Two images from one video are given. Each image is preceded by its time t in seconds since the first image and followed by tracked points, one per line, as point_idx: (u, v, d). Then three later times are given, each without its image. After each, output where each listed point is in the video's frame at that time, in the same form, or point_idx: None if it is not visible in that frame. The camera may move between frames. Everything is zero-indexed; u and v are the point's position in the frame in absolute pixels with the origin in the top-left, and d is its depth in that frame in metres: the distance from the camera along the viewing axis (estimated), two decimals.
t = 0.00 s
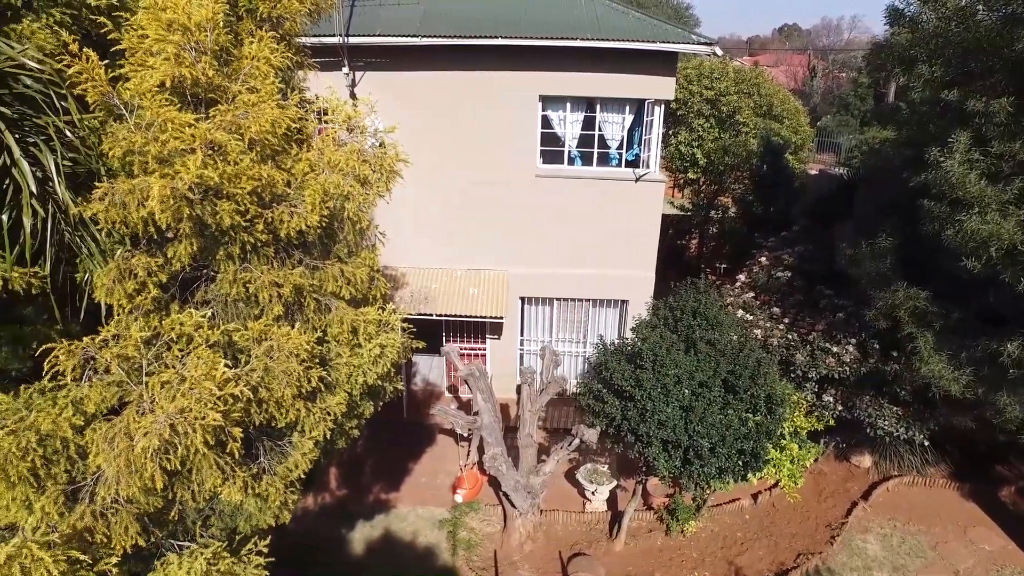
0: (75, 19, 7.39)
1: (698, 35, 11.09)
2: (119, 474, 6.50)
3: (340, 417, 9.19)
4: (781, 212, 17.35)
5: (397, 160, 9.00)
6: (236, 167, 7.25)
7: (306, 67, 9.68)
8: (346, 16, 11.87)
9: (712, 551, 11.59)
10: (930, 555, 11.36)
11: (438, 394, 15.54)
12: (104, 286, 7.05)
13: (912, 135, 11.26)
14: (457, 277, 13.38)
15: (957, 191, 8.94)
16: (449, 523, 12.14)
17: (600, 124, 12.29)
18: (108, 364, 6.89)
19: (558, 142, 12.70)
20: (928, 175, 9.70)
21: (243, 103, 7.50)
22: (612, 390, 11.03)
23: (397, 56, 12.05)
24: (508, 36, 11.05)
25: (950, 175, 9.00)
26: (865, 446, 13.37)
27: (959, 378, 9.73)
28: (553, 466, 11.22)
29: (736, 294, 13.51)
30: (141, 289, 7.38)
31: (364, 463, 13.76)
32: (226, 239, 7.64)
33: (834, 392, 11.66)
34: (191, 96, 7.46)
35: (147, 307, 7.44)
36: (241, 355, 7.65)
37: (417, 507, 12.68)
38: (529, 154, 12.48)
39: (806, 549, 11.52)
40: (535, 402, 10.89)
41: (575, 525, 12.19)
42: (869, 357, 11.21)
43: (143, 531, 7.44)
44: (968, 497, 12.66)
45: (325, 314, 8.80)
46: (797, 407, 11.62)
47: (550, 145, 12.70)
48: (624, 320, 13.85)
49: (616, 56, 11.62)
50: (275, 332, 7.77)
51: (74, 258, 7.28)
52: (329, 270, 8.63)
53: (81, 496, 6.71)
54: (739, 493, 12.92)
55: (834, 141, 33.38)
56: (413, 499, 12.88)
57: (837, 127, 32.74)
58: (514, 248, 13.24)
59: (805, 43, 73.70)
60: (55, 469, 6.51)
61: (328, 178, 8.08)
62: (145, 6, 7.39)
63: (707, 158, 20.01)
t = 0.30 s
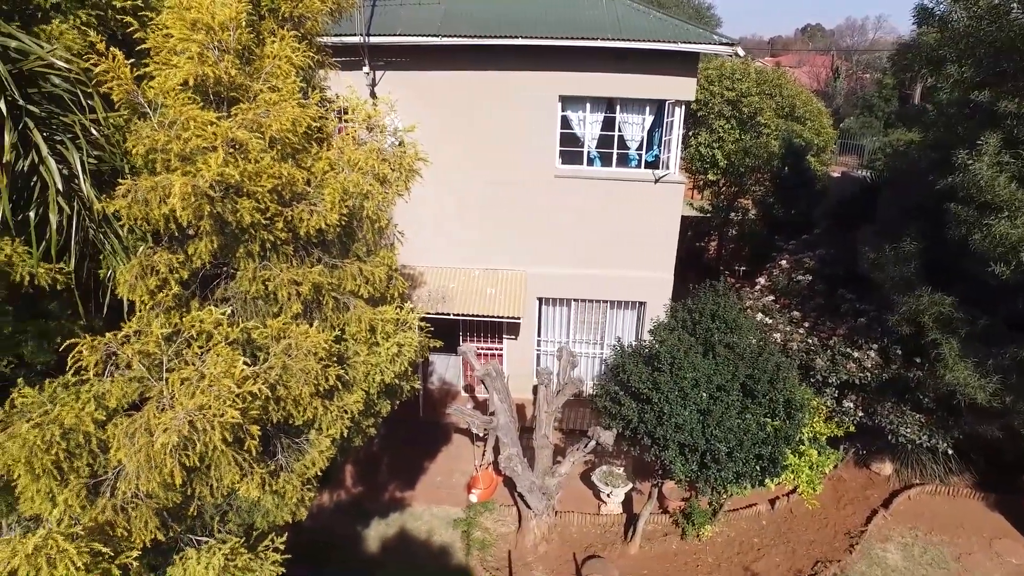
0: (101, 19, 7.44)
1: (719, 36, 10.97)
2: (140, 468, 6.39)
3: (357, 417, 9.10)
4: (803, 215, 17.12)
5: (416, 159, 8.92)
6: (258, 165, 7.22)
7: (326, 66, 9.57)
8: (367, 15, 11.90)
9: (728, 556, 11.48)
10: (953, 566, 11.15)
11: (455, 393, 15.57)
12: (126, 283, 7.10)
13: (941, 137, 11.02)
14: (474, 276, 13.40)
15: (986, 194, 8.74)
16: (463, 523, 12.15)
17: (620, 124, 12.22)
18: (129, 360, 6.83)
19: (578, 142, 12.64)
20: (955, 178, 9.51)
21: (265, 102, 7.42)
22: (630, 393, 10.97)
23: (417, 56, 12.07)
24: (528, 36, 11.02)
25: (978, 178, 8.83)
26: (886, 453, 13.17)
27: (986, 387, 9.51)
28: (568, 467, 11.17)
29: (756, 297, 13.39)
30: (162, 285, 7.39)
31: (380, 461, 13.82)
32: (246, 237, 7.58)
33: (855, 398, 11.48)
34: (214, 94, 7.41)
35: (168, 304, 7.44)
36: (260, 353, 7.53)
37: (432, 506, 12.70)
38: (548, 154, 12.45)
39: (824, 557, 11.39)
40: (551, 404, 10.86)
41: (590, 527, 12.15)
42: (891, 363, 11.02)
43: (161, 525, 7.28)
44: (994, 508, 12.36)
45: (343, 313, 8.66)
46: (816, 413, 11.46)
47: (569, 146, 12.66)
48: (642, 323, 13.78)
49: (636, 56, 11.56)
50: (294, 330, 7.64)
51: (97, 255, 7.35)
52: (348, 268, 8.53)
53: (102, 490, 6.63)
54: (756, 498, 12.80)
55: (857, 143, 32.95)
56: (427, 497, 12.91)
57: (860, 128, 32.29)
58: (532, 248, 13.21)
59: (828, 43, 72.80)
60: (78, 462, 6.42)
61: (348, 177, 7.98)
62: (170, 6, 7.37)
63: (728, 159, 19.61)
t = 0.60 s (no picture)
0: (127, 18, 7.50)
1: (741, 36, 10.84)
2: (159, 464, 6.28)
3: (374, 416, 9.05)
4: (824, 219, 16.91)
5: (436, 157, 8.76)
6: (277, 162, 6.96)
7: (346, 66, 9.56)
8: (387, 15, 11.91)
9: (744, 562, 11.35)
10: None
11: (471, 393, 15.55)
12: (147, 280, 7.12)
13: (970, 139, 10.78)
14: (491, 276, 13.39)
15: (1015, 199, 8.54)
16: (477, 523, 12.13)
17: (639, 125, 12.14)
18: (149, 356, 6.76)
19: (597, 143, 12.58)
20: (984, 182, 9.32)
21: (285, 100, 7.22)
22: (646, 395, 10.90)
23: (437, 55, 12.07)
24: (547, 36, 10.98)
25: (1007, 181, 8.65)
26: (908, 460, 12.97)
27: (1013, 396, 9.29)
28: (584, 469, 11.11)
29: (775, 300, 13.26)
30: (182, 283, 7.38)
31: (394, 459, 13.85)
32: (265, 235, 7.46)
33: (876, 404, 11.29)
34: (235, 93, 7.24)
35: (187, 302, 7.42)
36: (278, 351, 7.41)
37: (446, 505, 12.70)
38: (567, 154, 12.40)
39: (843, 564, 11.24)
40: (568, 405, 10.82)
41: (605, 530, 12.08)
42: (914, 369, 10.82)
43: (181, 520, 7.29)
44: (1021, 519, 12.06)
45: (361, 312, 8.60)
46: (836, 418, 11.30)
47: (588, 147, 12.59)
48: (660, 325, 13.67)
49: (656, 56, 11.47)
50: (312, 329, 7.49)
51: (119, 252, 7.39)
52: (366, 267, 8.48)
53: (122, 484, 6.60)
54: (773, 504, 12.67)
55: (880, 145, 32.48)
56: (442, 497, 12.91)
57: (883, 130, 31.79)
58: (550, 249, 13.18)
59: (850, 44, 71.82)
60: (99, 457, 6.38)
61: (367, 175, 7.89)
62: (194, 6, 7.25)
63: (748, 161, 19.47)
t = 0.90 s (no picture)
0: (155, 18, 7.62)
1: (764, 37, 10.71)
2: (180, 457, 6.36)
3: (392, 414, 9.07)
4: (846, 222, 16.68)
5: (456, 157, 8.77)
6: (298, 160, 6.98)
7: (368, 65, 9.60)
8: (408, 15, 11.97)
9: (761, 567, 11.24)
10: None
11: (487, 393, 15.56)
12: (171, 276, 7.16)
13: (999, 142, 10.55)
14: (509, 276, 13.40)
15: None
16: (491, 523, 12.14)
17: (660, 126, 12.07)
18: (172, 351, 6.84)
19: (617, 144, 12.53)
20: (1013, 185, 9.12)
21: (308, 99, 7.25)
22: (664, 398, 10.83)
23: (457, 55, 12.10)
24: (567, 35, 10.97)
25: None
26: (930, 468, 12.75)
27: None
28: (600, 471, 11.06)
29: (795, 304, 13.13)
30: (205, 280, 7.43)
31: (410, 457, 13.92)
32: (286, 232, 7.50)
33: (897, 411, 11.09)
34: (258, 92, 7.29)
35: (210, 298, 7.45)
36: (298, 348, 7.43)
37: (461, 505, 12.73)
38: (586, 154, 12.36)
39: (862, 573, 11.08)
40: (584, 406, 10.79)
41: (620, 532, 12.02)
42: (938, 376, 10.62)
43: (200, 515, 7.28)
44: None
45: (380, 311, 8.63)
46: (856, 424, 11.13)
47: (608, 147, 12.56)
48: (678, 327, 13.56)
49: (677, 56, 11.39)
50: (332, 326, 7.54)
51: (144, 248, 7.48)
52: (386, 266, 8.52)
53: (144, 477, 6.69)
54: (791, 509, 12.51)
55: (904, 147, 31.95)
56: (457, 496, 12.93)
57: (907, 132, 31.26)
58: (569, 249, 13.15)
59: (873, 44, 70.75)
60: (122, 450, 6.47)
61: (388, 175, 7.92)
62: (219, 6, 7.30)
63: (770, 163, 19.34)
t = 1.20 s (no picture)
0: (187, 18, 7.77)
1: (788, 38, 10.60)
2: (206, 450, 6.43)
3: (413, 412, 9.14)
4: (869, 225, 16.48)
5: (480, 157, 8.82)
6: (324, 158, 7.07)
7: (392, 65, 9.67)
8: (431, 15, 12.06)
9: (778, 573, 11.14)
10: None
11: (505, 392, 15.60)
12: (198, 272, 7.26)
13: None
14: (528, 276, 13.44)
15: None
16: (507, 522, 12.17)
17: (681, 127, 12.04)
18: (199, 346, 6.95)
19: (638, 145, 12.53)
20: None
21: (334, 98, 7.35)
22: (683, 400, 10.79)
23: (479, 55, 12.17)
24: (588, 36, 10.99)
25: None
26: (954, 477, 12.54)
27: None
28: (617, 472, 11.04)
29: (817, 308, 13.03)
30: (232, 276, 7.53)
31: (428, 455, 14.01)
32: (312, 230, 7.60)
33: (921, 417, 10.92)
34: (286, 90, 7.41)
35: (236, 294, 7.54)
36: (322, 344, 7.52)
37: (477, 503, 12.78)
38: (607, 155, 12.36)
39: None
40: (602, 407, 10.77)
41: (636, 534, 11.98)
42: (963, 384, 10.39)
43: (225, 507, 7.37)
44: None
45: (404, 308, 8.72)
46: (878, 431, 10.98)
47: (628, 148, 12.55)
48: (697, 329, 13.48)
49: (699, 58, 11.36)
50: (356, 323, 7.62)
51: (173, 244, 7.60)
52: (410, 265, 8.59)
53: (171, 469, 6.82)
54: (810, 515, 12.39)
55: (930, 150, 31.44)
56: (473, 495, 12.98)
57: (933, 136, 30.87)
58: (589, 250, 13.15)
59: (899, 44, 69.58)
60: (150, 441, 6.59)
61: (413, 174, 7.99)
62: (249, 6, 7.41)
63: (792, 165, 19.16)
